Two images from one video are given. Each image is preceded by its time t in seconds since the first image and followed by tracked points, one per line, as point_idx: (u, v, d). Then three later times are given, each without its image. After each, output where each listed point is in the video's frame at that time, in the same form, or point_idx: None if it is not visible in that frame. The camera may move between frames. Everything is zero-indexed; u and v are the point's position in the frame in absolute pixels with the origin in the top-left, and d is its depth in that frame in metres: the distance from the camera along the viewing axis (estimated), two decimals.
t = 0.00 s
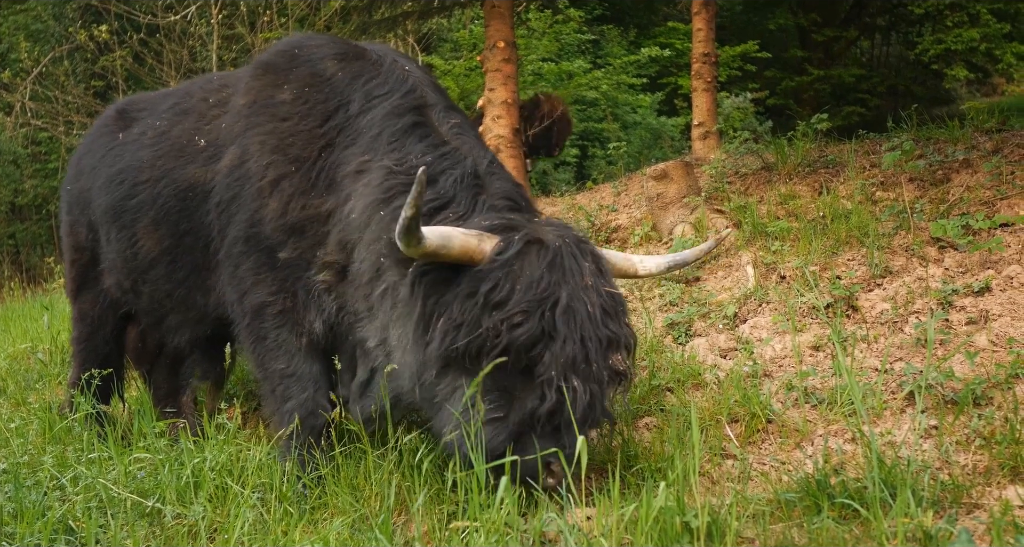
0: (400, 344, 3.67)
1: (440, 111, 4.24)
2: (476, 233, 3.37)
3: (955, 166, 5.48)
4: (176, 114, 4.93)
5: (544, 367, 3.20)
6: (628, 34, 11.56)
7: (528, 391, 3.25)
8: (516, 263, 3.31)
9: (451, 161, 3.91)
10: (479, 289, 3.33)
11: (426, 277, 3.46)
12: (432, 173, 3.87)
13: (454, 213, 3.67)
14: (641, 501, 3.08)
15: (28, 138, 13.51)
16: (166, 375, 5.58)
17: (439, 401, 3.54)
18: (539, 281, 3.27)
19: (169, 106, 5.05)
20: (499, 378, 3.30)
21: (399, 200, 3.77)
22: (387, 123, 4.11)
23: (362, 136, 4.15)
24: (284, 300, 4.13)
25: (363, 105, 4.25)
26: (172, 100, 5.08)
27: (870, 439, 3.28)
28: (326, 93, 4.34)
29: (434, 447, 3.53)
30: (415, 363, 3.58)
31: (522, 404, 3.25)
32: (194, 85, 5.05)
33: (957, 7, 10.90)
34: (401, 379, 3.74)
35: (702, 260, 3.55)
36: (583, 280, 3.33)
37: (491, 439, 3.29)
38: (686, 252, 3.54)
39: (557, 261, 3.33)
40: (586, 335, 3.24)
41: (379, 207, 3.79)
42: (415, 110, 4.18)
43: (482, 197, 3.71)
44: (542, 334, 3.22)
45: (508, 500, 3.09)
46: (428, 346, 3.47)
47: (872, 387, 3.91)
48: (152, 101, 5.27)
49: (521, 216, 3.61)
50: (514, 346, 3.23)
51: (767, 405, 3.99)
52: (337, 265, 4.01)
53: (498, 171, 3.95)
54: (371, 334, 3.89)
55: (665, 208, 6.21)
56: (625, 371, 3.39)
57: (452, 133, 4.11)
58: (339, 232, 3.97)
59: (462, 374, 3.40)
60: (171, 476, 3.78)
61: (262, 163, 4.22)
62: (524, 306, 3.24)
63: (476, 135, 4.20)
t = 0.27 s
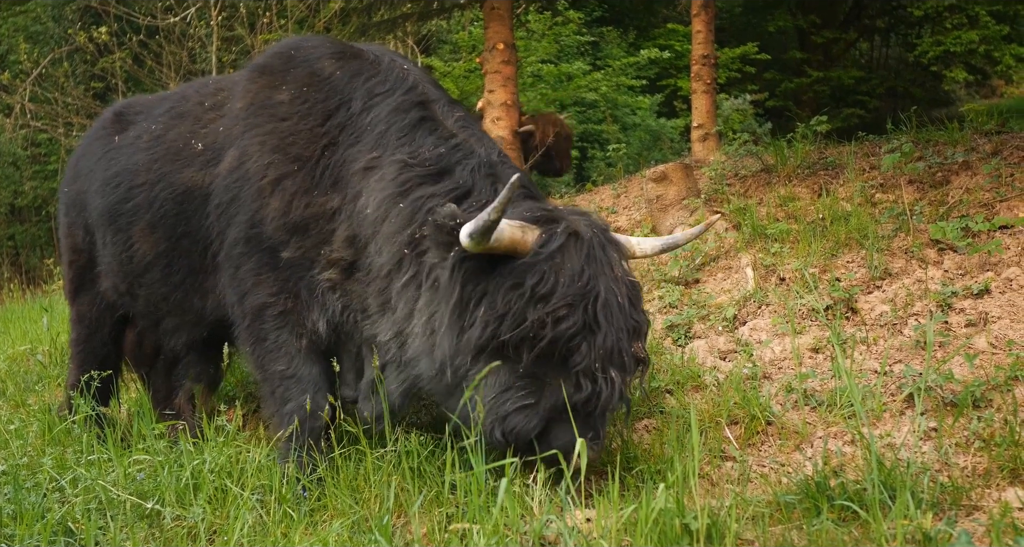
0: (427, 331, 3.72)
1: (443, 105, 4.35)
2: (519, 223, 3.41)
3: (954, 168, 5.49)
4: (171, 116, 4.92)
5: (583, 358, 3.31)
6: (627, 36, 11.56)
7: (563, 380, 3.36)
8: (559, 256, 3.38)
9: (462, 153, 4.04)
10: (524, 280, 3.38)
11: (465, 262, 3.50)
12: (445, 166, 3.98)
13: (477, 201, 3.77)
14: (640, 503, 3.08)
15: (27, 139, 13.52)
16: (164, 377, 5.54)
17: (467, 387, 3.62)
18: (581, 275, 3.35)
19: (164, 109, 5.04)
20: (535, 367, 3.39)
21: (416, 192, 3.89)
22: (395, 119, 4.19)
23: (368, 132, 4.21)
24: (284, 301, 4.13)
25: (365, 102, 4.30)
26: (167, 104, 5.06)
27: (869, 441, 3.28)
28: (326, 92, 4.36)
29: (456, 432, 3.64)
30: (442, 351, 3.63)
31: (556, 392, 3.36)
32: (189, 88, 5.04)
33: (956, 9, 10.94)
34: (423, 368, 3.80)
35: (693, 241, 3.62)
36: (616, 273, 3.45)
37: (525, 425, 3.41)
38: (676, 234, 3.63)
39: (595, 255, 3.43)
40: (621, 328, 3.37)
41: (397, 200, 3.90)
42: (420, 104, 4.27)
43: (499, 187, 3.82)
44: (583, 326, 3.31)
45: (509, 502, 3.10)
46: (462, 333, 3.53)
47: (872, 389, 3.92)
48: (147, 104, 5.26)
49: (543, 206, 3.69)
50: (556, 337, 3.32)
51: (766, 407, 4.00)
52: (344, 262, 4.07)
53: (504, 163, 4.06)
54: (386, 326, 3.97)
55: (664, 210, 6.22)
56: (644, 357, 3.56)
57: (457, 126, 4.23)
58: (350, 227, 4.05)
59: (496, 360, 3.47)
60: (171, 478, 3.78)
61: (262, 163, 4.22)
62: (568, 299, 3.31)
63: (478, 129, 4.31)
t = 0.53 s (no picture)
0: (446, 338, 3.80)
1: (447, 110, 4.42)
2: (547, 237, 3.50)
3: (954, 170, 5.49)
4: (169, 119, 4.92)
5: (608, 365, 3.47)
6: (627, 38, 11.54)
7: (589, 386, 3.51)
8: (586, 267, 3.50)
9: (471, 160, 4.13)
10: (553, 292, 3.49)
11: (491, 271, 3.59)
12: (456, 172, 4.07)
13: (493, 210, 3.89)
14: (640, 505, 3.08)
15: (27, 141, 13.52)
16: (163, 379, 5.51)
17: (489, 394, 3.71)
18: (606, 285, 3.50)
19: (162, 111, 5.04)
20: (562, 375, 3.52)
21: (429, 198, 3.98)
22: (401, 123, 4.24)
23: (374, 136, 4.25)
24: (285, 302, 4.13)
25: (369, 105, 4.33)
26: (165, 106, 5.06)
27: (869, 443, 3.28)
28: (327, 94, 4.38)
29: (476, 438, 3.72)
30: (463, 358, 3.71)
31: (582, 398, 3.50)
32: (187, 91, 5.04)
33: (956, 11, 10.95)
34: (438, 373, 3.88)
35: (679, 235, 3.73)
36: (633, 281, 3.62)
37: (553, 431, 3.53)
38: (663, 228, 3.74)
39: (615, 265, 3.58)
40: (641, 334, 3.55)
41: (410, 207, 3.98)
42: (426, 109, 4.33)
43: (511, 195, 3.96)
44: (610, 334, 3.47)
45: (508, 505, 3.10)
46: (487, 343, 3.62)
47: (872, 391, 3.92)
48: (145, 106, 5.26)
49: (556, 215, 3.81)
50: (585, 346, 3.45)
51: (766, 409, 4.00)
52: (349, 264, 4.12)
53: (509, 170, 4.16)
54: (395, 330, 4.03)
55: (664, 212, 6.22)
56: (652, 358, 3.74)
57: (463, 132, 4.31)
58: (357, 230, 4.12)
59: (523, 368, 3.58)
60: (170, 480, 3.77)
61: (263, 164, 4.22)
62: (597, 309, 3.45)
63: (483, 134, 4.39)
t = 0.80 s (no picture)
0: (458, 340, 3.84)
1: (451, 112, 4.45)
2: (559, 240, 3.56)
3: (952, 171, 5.50)
4: (167, 120, 4.91)
5: (625, 359, 3.58)
6: (626, 39, 11.50)
7: (607, 381, 3.61)
8: (595, 266, 3.61)
9: (479, 162, 4.18)
10: (569, 293, 3.58)
11: (503, 273, 3.66)
12: (464, 174, 4.11)
13: (501, 212, 3.94)
14: (639, 507, 3.08)
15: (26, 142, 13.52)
16: (160, 380, 5.52)
17: (506, 396, 3.77)
18: (616, 282, 3.62)
19: (160, 112, 5.03)
20: (581, 373, 3.61)
21: (437, 200, 4.01)
22: (407, 125, 4.27)
23: (379, 137, 4.26)
24: (286, 302, 4.12)
25: (372, 106, 4.35)
26: (163, 107, 5.05)
27: (868, 444, 3.29)
28: (330, 94, 4.38)
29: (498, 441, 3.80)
30: (475, 359, 3.75)
31: (601, 394, 3.60)
32: (185, 91, 5.03)
33: (955, 13, 10.99)
34: (449, 374, 3.91)
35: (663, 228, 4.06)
36: (638, 275, 3.75)
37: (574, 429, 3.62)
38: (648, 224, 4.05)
39: (621, 262, 3.71)
40: (652, 327, 3.68)
41: (419, 208, 4.01)
42: (431, 111, 4.36)
43: (517, 196, 4.02)
44: (625, 328, 3.59)
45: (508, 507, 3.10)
46: (504, 345, 3.68)
47: (870, 392, 3.92)
48: (142, 107, 5.25)
49: (561, 216, 3.87)
50: (602, 342, 3.56)
51: (764, 410, 4.00)
52: (353, 263, 4.12)
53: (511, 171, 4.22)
54: (401, 329, 4.05)
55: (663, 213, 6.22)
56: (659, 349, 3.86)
57: (468, 134, 4.36)
58: (361, 230, 4.12)
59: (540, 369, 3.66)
60: (169, 481, 3.77)
61: (265, 165, 4.22)
62: (611, 306, 3.57)
63: (487, 136, 4.45)
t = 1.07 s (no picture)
0: (467, 341, 3.90)
1: (452, 113, 4.46)
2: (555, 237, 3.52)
3: (950, 173, 5.51)
4: (164, 122, 4.90)
5: (637, 350, 3.62)
6: (625, 41, 11.48)
7: (621, 374, 3.66)
8: (597, 261, 3.65)
9: (481, 164, 4.20)
10: (573, 289, 3.62)
11: (502, 278, 3.72)
12: (466, 176, 4.13)
13: (502, 214, 3.95)
14: (637, 509, 3.08)
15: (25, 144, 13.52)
16: (158, 382, 5.52)
17: (522, 396, 3.83)
18: (619, 274, 3.66)
19: (157, 115, 5.02)
20: (595, 369, 3.66)
21: (439, 202, 4.03)
22: (408, 126, 4.28)
23: (379, 139, 4.27)
24: (287, 304, 4.13)
25: (373, 107, 4.35)
26: (160, 109, 5.04)
27: (866, 446, 3.29)
28: (330, 95, 4.38)
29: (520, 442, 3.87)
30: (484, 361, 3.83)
31: (618, 387, 3.66)
32: (182, 94, 5.02)
33: (953, 14, 10.96)
34: (460, 375, 3.97)
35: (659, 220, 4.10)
36: (640, 266, 3.79)
37: (593, 425, 3.67)
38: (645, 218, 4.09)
39: (622, 254, 3.75)
40: (660, 315, 3.72)
41: (421, 210, 4.02)
42: (432, 113, 4.37)
43: (518, 198, 4.04)
44: (633, 320, 3.63)
45: (506, 508, 3.12)
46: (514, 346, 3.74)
47: (868, 394, 3.92)
48: (139, 109, 5.23)
49: (563, 219, 3.89)
50: (612, 337, 3.61)
51: (762, 412, 4.00)
52: (356, 265, 4.13)
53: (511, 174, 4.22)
54: (407, 330, 4.10)
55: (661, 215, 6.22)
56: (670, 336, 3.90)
57: (469, 135, 4.37)
58: (362, 232, 4.13)
59: (555, 369, 3.71)
60: (167, 482, 3.77)
61: (265, 166, 4.21)
62: (616, 299, 3.61)
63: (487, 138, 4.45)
